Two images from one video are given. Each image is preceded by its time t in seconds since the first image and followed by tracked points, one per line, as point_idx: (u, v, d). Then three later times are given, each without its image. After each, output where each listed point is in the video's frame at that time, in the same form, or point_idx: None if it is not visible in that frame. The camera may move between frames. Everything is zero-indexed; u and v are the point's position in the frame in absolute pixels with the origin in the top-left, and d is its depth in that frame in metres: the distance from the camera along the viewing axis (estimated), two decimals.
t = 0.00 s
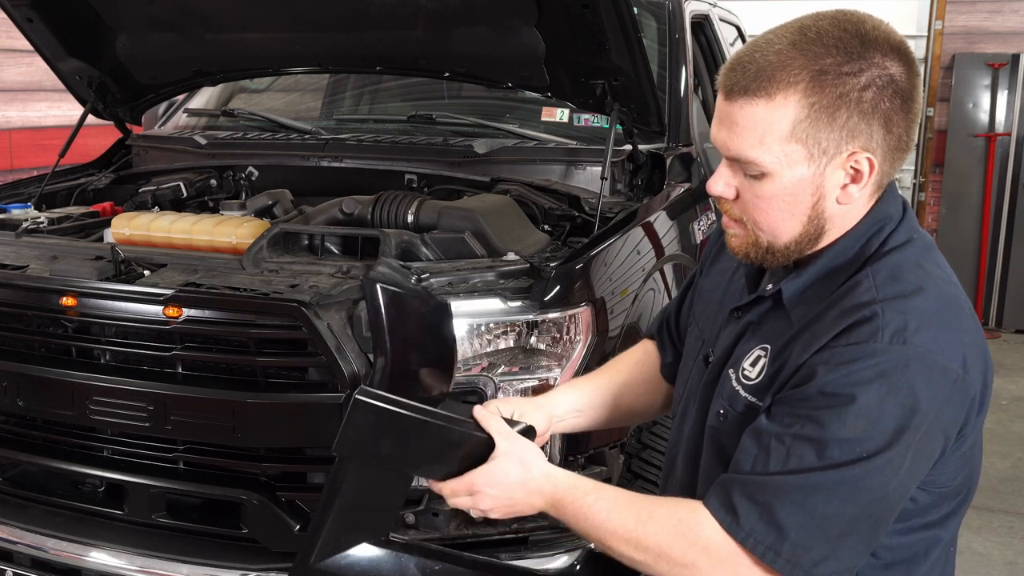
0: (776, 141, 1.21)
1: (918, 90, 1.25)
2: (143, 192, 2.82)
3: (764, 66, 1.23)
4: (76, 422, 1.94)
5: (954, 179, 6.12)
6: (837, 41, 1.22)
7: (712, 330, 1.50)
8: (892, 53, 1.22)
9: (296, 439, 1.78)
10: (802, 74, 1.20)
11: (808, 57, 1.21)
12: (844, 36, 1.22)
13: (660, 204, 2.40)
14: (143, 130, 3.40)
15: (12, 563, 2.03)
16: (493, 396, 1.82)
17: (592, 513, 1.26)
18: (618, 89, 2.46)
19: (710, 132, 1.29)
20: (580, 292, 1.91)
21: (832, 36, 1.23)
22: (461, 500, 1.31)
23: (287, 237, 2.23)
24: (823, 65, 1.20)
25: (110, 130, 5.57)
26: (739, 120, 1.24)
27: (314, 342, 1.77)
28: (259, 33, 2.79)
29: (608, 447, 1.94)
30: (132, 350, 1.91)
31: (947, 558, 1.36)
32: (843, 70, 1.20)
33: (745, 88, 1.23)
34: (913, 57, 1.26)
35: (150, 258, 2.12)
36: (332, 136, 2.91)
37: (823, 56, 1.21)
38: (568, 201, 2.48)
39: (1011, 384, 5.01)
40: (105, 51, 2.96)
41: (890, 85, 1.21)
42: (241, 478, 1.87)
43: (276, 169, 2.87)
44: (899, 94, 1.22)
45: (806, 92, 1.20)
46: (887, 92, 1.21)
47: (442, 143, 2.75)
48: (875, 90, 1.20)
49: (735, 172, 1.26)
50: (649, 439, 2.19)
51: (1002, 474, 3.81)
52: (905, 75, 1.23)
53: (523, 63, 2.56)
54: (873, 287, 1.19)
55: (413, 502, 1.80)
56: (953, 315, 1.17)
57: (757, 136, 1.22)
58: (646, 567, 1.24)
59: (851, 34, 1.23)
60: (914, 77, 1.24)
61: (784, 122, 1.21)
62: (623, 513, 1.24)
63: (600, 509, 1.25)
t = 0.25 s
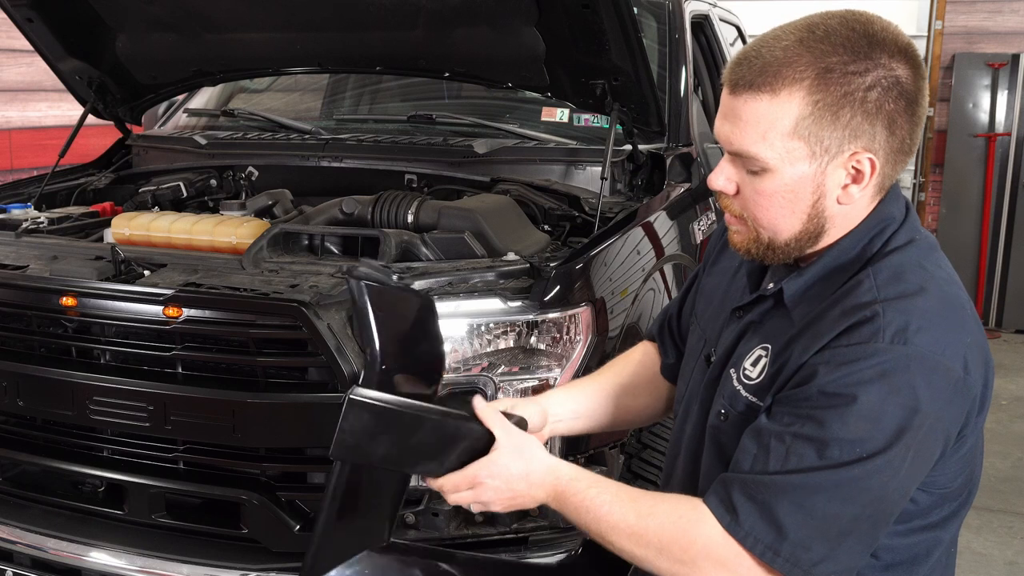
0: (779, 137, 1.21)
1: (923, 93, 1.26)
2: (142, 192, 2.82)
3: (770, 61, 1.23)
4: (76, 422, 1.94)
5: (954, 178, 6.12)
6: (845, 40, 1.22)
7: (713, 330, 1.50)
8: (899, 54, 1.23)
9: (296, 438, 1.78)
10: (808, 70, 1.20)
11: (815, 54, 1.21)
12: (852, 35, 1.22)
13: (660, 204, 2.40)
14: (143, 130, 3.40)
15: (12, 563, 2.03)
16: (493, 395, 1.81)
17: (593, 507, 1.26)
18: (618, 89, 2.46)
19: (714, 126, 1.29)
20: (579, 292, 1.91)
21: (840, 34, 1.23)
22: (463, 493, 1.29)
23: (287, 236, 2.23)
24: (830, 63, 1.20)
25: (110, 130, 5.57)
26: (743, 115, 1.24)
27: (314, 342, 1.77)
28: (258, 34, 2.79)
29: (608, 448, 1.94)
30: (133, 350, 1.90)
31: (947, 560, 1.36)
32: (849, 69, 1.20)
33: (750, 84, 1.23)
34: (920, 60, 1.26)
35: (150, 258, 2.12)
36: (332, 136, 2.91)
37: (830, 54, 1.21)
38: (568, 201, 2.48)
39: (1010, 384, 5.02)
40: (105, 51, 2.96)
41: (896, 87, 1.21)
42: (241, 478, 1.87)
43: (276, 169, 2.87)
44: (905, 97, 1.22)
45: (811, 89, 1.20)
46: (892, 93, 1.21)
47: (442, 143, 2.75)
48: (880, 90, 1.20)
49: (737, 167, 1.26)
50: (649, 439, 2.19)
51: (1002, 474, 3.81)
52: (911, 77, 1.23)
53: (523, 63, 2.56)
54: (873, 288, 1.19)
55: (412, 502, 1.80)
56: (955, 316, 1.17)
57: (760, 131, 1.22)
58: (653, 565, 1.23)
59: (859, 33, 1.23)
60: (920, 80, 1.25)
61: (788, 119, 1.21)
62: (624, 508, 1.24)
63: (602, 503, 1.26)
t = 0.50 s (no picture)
0: (786, 133, 1.21)
1: (930, 96, 1.26)
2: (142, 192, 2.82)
3: (780, 56, 1.23)
4: (76, 422, 1.94)
5: (954, 179, 6.12)
6: (855, 38, 1.22)
7: (714, 332, 1.50)
8: (908, 56, 1.23)
9: (296, 438, 1.78)
10: (818, 66, 1.21)
11: (824, 51, 1.21)
12: (862, 34, 1.23)
13: (660, 204, 2.40)
14: (143, 130, 3.40)
15: (12, 563, 2.03)
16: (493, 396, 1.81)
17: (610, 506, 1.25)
18: (618, 89, 2.46)
19: (719, 120, 1.29)
20: (579, 292, 1.91)
21: (850, 33, 1.23)
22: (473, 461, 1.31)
23: (287, 236, 2.23)
24: (839, 61, 1.20)
25: (110, 130, 5.57)
26: (750, 110, 1.24)
27: (314, 342, 1.77)
28: (258, 33, 2.79)
29: (608, 448, 1.94)
30: (132, 350, 1.90)
31: (949, 562, 1.36)
32: (858, 68, 1.20)
33: (758, 79, 1.23)
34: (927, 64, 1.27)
35: (150, 258, 2.12)
36: (332, 136, 2.91)
37: (839, 52, 1.21)
38: (568, 201, 2.48)
39: (1010, 384, 5.02)
40: (105, 51, 2.96)
41: (903, 89, 1.22)
42: (241, 477, 1.87)
43: (276, 169, 2.87)
44: (912, 99, 1.22)
45: (820, 86, 1.20)
46: (900, 94, 1.21)
47: (442, 143, 2.74)
48: (888, 90, 1.20)
49: (741, 163, 1.26)
50: (649, 440, 2.19)
51: (1003, 474, 3.81)
52: (917, 79, 1.23)
53: (523, 63, 2.56)
54: (879, 290, 1.19)
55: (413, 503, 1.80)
56: (960, 317, 1.17)
57: (767, 127, 1.22)
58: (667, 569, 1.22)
59: (869, 33, 1.23)
60: (927, 84, 1.25)
61: (795, 116, 1.21)
62: (641, 508, 1.23)
63: (618, 503, 1.25)
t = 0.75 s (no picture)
0: (780, 127, 1.21)
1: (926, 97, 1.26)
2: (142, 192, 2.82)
3: (776, 49, 1.23)
4: (76, 422, 1.94)
5: (954, 178, 6.12)
6: (853, 35, 1.22)
7: (713, 334, 1.50)
8: (907, 57, 1.23)
9: (296, 438, 1.78)
10: (816, 63, 1.20)
11: (821, 46, 1.21)
12: (860, 32, 1.22)
13: (660, 204, 2.40)
14: (143, 130, 3.40)
15: (12, 563, 2.03)
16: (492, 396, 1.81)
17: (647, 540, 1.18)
18: (618, 89, 2.46)
19: (716, 113, 1.29)
20: (580, 292, 1.91)
21: (848, 30, 1.23)
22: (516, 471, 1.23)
23: (287, 236, 2.23)
24: (834, 56, 1.20)
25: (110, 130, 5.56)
26: (746, 104, 1.24)
27: (314, 342, 1.77)
28: (258, 33, 2.79)
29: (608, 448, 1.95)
30: (132, 350, 1.90)
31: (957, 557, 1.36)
32: (855, 64, 1.20)
33: (755, 72, 1.23)
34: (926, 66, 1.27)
35: (150, 258, 2.12)
36: (332, 136, 2.91)
37: (836, 48, 1.21)
38: (569, 201, 2.48)
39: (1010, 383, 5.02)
40: (106, 51, 2.96)
41: (899, 91, 1.21)
42: (241, 477, 1.87)
43: (276, 169, 2.87)
44: (908, 102, 1.22)
45: (815, 81, 1.20)
46: (896, 92, 1.21)
47: (442, 143, 2.74)
48: (884, 87, 1.20)
49: (736, 156, 1.26)
50: (649, 440, 2.19)
51: (1003, 474, 3.81)
52: (913, 78, 1.23)
53: (523, 63, 2.56)
54: (882, 294, 1.18)
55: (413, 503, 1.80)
56: (962, 317, 1.17)
57: (762, 120, 1.22)
58: None
59: (868, 30, 1.23)
60: (925, 85, 1.25)
61: (790, 110, 1.21)
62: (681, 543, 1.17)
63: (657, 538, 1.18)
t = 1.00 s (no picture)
0: (732, 114, 1.24)
1: (900, 100, 1.21)
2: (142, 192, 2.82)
3: (738, 40, 1.26)
4: (76, 422, 1.94)
5: (954, 178, 6.12)
6: (808, 27, 1.21)
7: (716, 337, 1.46)
8: (878, 55, 1.19)
9: (296, 438, 1.78)
10: (771, 55, 1.21)
11: (772, 37, 1.22)
12: (817, 25, 1.21)
13: (660, 204, 2.40)
14: (143, 130, 3.40)
15: (12, 563, 2.03)
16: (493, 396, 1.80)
17: None
18: (618, 89, 2.46)
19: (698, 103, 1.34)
20: (579, 292, 1.91)
21: (806, 23, 1.22)
22: None
23: (287, 236, 2.23)
24: (783, 46, 1.20)
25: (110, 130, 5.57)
26: (711, 93, 1.28)
27: (313, 342, 1.77)
28: (258, 33, 2.79)
29: (608, 447, 1.96)
30: (132, 350, 1.90)
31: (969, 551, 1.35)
32: (802, 55, 1.19)
33: (719, 63, 1.26)
34: (905, 68, 1.21)
35: (150, 258, 2.12)
36: (332, 136, 2.91)
37: (786, 39, 1.21)
38: (569, 201, 2.48)
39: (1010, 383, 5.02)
40: (106, 51, 2.96)
41: (855, 87, 1.17)
42: (241, 477, 1.87)
43: (276, 169, 2.87)
44: (866, 99, 1.18)
45: (762, 69, 1.21)
46: (846, 84, 1.17)
47: (443, 143, 2.74)
48: (830, 78, 1.17)
49: (707, 144, 1.30)
50: (649, 440, 2.20)
51: (1003, 474, 3.81)
52: (875, 72, 1.18)
53: (523, 63, 2.56)
54: (884, 304, 1.14)
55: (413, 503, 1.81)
56: (972, 322, 1.12)
57: (719, 107, 1.25)
58: None
59: (826, 24, 1.21)
60: (898, 87, 1.20)
61: (740, 97, 1.23)
62: None
63: None
